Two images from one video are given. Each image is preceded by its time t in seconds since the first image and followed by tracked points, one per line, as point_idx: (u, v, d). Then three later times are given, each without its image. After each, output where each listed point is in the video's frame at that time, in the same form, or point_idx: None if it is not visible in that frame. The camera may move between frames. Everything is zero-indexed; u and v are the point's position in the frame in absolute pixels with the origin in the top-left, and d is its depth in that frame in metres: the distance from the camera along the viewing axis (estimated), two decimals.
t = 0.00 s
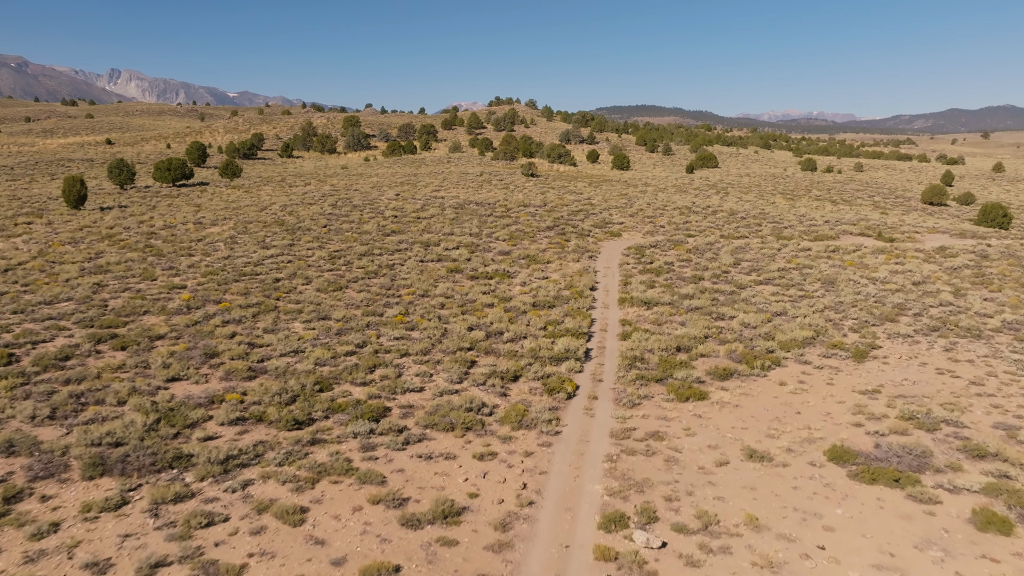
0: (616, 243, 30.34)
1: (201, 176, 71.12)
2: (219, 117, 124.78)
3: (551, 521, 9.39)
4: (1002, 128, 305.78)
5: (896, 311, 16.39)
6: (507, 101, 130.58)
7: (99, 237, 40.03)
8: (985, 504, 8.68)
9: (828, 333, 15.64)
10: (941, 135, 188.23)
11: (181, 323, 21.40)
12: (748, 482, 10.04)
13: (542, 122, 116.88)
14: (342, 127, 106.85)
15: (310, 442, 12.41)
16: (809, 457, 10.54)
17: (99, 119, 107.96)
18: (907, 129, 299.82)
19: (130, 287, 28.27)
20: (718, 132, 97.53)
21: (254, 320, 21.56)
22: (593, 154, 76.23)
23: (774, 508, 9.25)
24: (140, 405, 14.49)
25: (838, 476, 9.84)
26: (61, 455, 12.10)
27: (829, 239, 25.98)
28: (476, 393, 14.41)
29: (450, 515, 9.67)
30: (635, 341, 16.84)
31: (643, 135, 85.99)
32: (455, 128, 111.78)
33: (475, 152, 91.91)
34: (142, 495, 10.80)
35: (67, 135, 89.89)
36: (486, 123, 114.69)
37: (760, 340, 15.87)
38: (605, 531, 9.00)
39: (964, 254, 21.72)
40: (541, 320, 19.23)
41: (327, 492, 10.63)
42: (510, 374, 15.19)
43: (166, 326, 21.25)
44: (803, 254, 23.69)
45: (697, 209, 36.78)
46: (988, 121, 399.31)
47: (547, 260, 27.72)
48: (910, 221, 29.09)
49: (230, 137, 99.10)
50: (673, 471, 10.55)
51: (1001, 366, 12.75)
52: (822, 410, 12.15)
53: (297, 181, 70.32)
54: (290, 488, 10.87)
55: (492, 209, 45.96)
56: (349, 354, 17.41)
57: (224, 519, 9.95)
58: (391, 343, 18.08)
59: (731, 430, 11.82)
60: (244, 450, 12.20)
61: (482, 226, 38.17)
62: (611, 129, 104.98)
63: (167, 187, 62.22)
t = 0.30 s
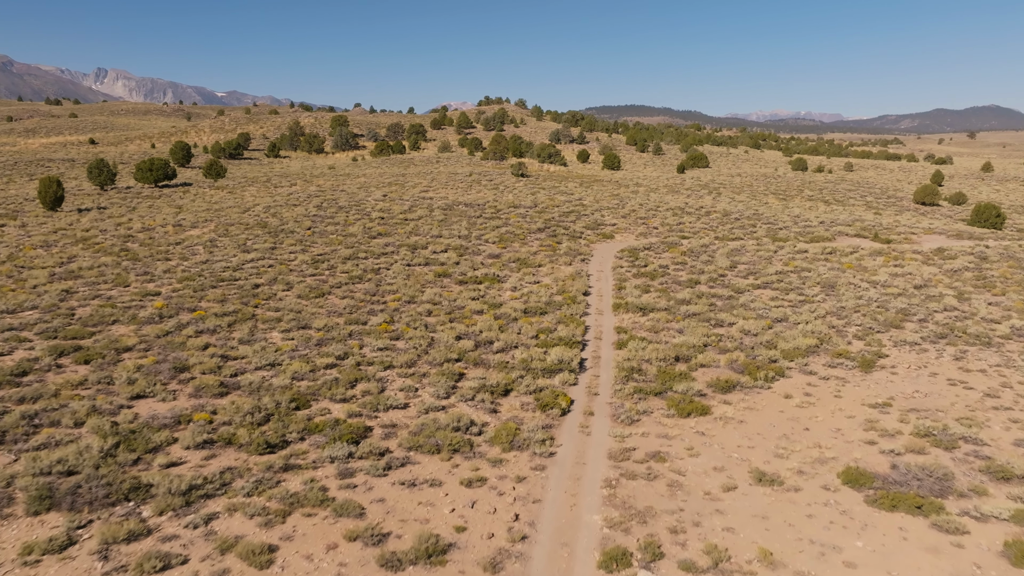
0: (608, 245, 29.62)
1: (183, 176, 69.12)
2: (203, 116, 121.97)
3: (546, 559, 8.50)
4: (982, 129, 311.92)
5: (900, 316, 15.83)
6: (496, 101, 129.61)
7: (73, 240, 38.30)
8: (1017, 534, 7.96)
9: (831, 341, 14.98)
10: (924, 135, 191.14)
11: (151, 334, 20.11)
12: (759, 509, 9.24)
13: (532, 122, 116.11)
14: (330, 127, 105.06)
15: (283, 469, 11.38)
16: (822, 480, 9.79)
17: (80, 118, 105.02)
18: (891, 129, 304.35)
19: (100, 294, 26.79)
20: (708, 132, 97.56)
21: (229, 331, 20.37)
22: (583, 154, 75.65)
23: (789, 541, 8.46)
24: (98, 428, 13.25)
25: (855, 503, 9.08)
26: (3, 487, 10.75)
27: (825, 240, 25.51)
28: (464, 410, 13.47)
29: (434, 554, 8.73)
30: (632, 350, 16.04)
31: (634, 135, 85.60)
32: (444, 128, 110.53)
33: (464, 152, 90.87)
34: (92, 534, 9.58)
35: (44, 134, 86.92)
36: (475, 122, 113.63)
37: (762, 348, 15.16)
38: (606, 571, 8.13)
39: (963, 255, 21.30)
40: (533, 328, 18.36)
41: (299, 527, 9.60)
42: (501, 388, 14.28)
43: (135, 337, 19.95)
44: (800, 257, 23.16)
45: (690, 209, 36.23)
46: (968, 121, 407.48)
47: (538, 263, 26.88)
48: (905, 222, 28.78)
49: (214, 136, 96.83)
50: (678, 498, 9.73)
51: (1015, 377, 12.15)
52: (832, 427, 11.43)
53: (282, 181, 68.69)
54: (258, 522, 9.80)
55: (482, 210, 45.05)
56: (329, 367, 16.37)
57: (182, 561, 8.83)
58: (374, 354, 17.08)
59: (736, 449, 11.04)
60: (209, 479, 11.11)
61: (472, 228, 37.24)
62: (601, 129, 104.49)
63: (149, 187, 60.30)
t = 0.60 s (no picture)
0: (600, 247, 28.86)
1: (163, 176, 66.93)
2: (185, 115, 118.89)
3: None
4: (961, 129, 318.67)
5: (905, 323, 15.22)
6: (485, 100, 128.57)
7: (42, 243, 36.44)
8: None
9: (836, 350, 14.31)
10: (907, 135, 194.16)
11: (116, 346, 18.75)
12: (772, 543, 8.42)
13: (521, 121, 115.34)
14: (316, 126, 103.14)
15: (249, 502, 10.25)
16: (838, 508, 9.01)
17: (57, 117, 101.76)
18: (874, 129, 309.50)
19: (65, 302, 25.19)
20: (697, 131, 97.56)
21: (201, 342, 19.10)
22: (573, 154, 75.02)
23: None
24: (47, 455, 11.86)
25: (876, 534, 8.30)
26: None
27: (820, 242, 25.01)
28: (450, 430, 12.49)
29: None
30: (627, 361, 15.21)
31: (623, 134, 85.17)
32: (432, 127, 109.13)
33: (453, 152, 89.69)
34: None
35: (21, 133, 83.87)
36: (464, 122, 112.46)
37: (764, 359, 14.43)
38: None
39: (961, 257, 20.88)
40: (523, 337, 17.46)
41: (264, 571, 8.49)
42: (490, 405, 13.34)
43: (98, 350, 18.51)
44: (797, 260, 22.60)
45: (682, 210, 35.67)
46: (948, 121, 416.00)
47: (528, 267, 26.00)
48: (899, 223, 28.44)
49: (195, 135, 94.27)
50: (683, 530, 8.88)
51: None
52: (843, 445, 10.70)
53: (266, 181, 66.88)
54: (217, 566, 8.64)
55: (470, 211, 44.06)
56: (306, 383, 15.26)
57: None
58: (355, 368, 16.02)
59: (744, 472, 10.24)
60: (165, 515, 9.90)
61: (460, 230, 36.23)
62: (590, 128, 103.95)
63: (128, 188, 58.17)
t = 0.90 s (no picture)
0: (592, 250, 28.11)
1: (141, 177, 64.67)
2: (167, 114, 115.85)
3: None
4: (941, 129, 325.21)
5: (911, 330, 14.61)
6: (473, 100, 127.57)
7: (7, 247, 34.49)
8: None
9: (842, 359, 13.62)
10: (890, 135, 197.18)
11: (74, 360, 17.30)
12: None
13: (510, 121, 114.55)
14: (302, 126, 101.17)
15: (210, 541, 9.00)
16: (858, 540, 8.23)
17: (32, 115, 98.44)
18: (861, 129, 313.59)
19: (26, 311, 23.54)
20: (686, 131, 97.58)
21: (169, 355, 17.80)
22: (563, 154, 74.43)
23: None
24: None
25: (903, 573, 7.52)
26: None
27: (816, 244, 24.53)
28: (434, 454, 11.49)
29: None
30: (623, 372, 14.40)
31: (613, 134, 84.79)
32: (420, 127, 107.74)
33: (441, 152, 88.52)
34: None
35: None
36: (452, 121, 111.27)
37: (767, 370, 13.70)
38: None
39: (960, 259, 20.48)
40: (513, 348, 16.55)
41: None
42: (478, 425, 12.38)
43: (56, 364, 16.92)
44: (793, 263, 22.05)
45: (675, 211, 35.08)
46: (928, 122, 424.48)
47: (519, 271, 25.10)
48: (893, 223, 28.10)
49: (177, 134, 91.76)
50: (691, 569, 8.03)
51: None
52: (857, 467, 9.96)
53: (249, 182, 65.05)
54: None
55: (459, 212, 43.06)
56: (280, 401, 14.14)
57: None
58: (334, 384, 14.96)
59: (753, 499, 9.45)
60: (111, 560, 8.53)
61: (448, 232, 35.22)
62: (580, 127, 103.42)
63: (105, 189, 55.97)
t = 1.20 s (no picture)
0: (586, 253, 27.32)
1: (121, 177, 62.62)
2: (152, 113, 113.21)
3: None
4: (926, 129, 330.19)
5: (921, 338, 13.93)
6: (464, 99, 126.43)
7: None
8: None
9: (853, 370, 12.88)
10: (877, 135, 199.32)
11: (31, 375, 15.95)
12: None
13: (501, 120, 113.64)
14: (291, 125, 99.36)
15: None
16: None
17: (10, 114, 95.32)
18: (848, 129, 317.25)
19: None
20: (678, 131, 97.33)
21: (136, 370, 16.57)
22: (554, 154, 73.68)
23: None
24: None
25: None
26: None
27: (814, 246, 23.94)
28: (420, 482, 10.52)
29: None
30: (622, 386, 13.54)
31: (605, 134, 84.24)
32: (410, 126, 106.35)
33: (431, 151, 87.34)
34: None
35: None
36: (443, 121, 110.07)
37: (774, 382, 12.92)
38: None
39: (963, 261, 19.94)
40: (504, 359, 15.64)
41: None
42: (467, 448, 11.44)
43: (12, 380, 15.47)
44: (793, 266, 21.41)
45: (670, 212, 34.42)
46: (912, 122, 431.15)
47: (510, 275, 24.20)
48: (890, 224, 27.65)
49: (161, 134, 89.50)
50: None
51: None
52: (879, 493, 9.19)
53: (235, 182, 63.34)
54: None
55: (449, 213, 42.07)
56: (253, 423, 13.08)
57: None
58: (312, 403, 13.93)
59: (769, 532, 8.62)
60: None
61: (437, 235, 34.21)
62: (571, 127, 102.74)
63: (86, 189, 54.04)
